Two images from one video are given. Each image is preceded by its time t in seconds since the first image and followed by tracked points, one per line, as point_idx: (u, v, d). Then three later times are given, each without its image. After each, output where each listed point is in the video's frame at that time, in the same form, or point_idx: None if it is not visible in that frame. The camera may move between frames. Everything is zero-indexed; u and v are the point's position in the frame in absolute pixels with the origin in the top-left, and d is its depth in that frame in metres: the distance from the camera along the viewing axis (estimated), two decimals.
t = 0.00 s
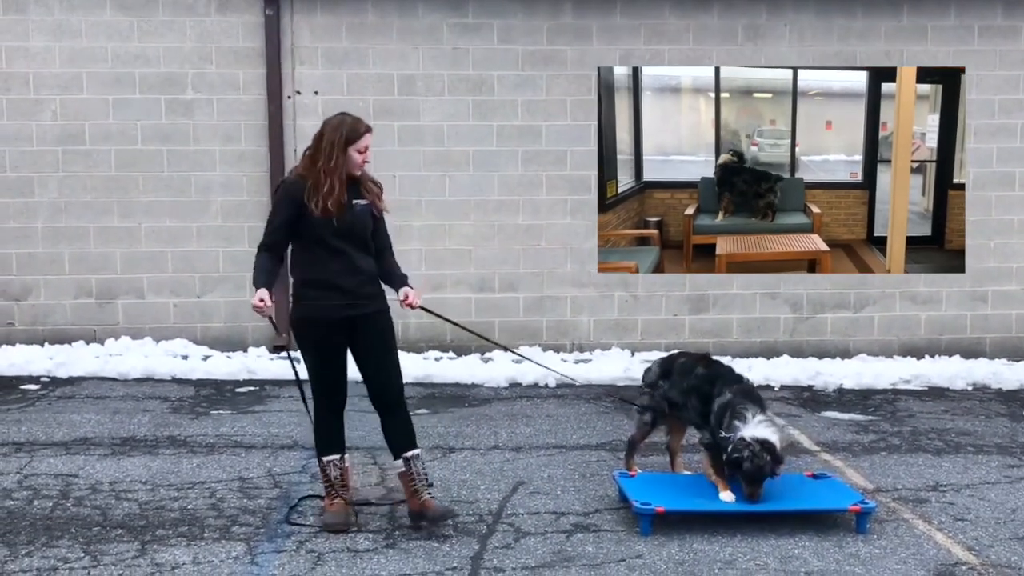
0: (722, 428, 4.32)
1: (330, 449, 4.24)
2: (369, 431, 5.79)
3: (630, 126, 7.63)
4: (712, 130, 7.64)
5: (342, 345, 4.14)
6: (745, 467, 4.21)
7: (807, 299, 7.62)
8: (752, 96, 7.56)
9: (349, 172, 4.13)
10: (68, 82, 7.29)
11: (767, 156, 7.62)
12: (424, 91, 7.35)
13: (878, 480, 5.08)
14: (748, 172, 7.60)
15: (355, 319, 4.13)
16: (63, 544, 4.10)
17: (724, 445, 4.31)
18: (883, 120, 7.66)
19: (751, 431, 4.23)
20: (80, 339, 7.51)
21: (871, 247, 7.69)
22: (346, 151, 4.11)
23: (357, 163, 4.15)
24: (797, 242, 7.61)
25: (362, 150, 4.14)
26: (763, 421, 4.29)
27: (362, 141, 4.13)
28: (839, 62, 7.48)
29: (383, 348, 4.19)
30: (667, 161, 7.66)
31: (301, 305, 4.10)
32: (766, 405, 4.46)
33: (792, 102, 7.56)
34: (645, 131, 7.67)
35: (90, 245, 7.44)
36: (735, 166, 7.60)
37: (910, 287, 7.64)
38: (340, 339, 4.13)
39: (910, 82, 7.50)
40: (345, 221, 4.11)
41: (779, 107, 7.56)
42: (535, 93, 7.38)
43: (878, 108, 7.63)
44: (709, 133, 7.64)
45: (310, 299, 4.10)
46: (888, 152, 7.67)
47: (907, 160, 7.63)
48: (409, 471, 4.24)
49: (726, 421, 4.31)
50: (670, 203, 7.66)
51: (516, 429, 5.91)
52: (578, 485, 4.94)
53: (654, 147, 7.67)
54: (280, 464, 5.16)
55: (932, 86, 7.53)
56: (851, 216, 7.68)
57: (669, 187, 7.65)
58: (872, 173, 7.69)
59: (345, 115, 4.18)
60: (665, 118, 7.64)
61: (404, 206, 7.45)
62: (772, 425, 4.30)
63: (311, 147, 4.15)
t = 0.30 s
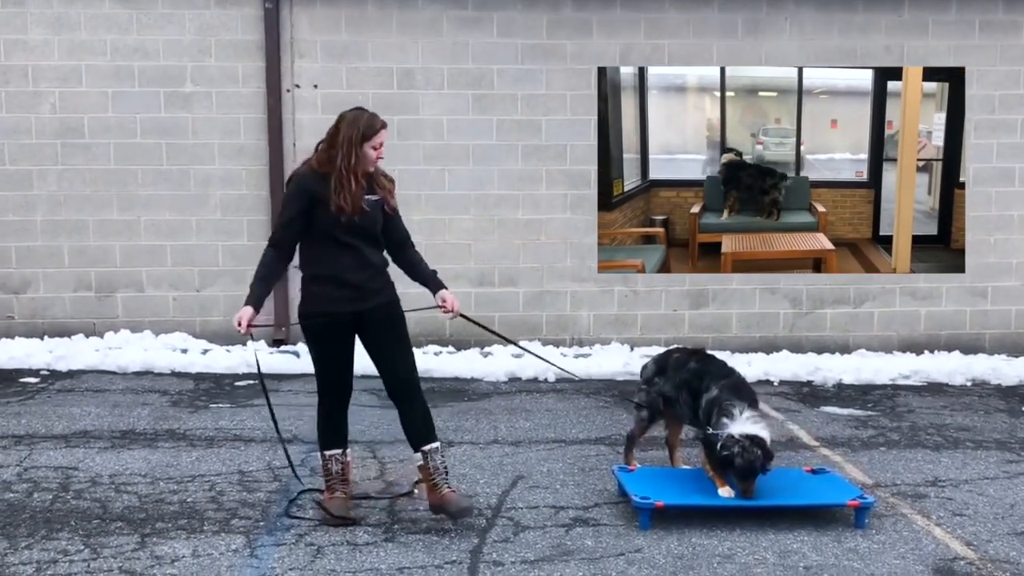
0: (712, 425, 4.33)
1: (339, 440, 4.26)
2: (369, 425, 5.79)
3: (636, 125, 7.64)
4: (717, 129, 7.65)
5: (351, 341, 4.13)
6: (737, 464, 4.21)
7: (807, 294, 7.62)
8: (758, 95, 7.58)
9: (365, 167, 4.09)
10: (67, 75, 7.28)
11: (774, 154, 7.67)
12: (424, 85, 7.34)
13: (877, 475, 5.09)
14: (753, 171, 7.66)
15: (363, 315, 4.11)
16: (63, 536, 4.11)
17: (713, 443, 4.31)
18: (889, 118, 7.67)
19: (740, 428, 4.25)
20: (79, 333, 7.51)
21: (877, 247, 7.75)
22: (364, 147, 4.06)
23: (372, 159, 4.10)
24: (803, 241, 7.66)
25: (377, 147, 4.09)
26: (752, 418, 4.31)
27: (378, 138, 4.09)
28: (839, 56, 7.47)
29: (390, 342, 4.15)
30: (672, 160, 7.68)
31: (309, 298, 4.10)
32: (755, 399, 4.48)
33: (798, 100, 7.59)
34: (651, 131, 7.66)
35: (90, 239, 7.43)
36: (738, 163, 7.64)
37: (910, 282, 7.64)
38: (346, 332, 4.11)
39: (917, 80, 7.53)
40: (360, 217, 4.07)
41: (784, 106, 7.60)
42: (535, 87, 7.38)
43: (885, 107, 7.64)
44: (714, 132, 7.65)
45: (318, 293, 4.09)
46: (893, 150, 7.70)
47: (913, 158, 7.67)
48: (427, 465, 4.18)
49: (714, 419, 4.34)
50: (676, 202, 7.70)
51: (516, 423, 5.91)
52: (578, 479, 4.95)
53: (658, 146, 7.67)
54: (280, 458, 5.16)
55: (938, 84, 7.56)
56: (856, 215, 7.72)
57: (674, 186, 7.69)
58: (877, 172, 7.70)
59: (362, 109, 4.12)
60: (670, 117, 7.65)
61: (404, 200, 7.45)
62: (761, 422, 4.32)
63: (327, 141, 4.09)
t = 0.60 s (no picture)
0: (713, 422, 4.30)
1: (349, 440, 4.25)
2: (366, 420, 5.79)
3: (643, 124, 7.68)
4: (724, 127, 7.72)
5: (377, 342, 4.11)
6: (747, 462, 4.19)
7: (803, 290, 7.63)
8: (765, 95, 7.63)
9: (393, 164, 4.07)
10: (64, 69, 7.27)
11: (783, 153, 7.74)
12: (421, 80, 7.34)
13: (873, 471, 5.10)
14: (761, 169, 7.70)
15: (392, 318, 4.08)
16: (59, 531, 4.10)
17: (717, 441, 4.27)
18: (897, 117, 7.69)
19: (743, 424, 4.22)
20: (76, 327, 7.50)
21: (884, 246, 7.78)
22: (392, 143, 4.05)
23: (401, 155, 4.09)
24: (810, 241, 7.70)
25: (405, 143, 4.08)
26: (753, 411, 4.29)
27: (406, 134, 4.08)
28: (837, 53, 7.47)
29: (414, 346, 4.12)
30: (679, 159, 7.75)
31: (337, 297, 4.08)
32: (751, 391, 4.47)
33: (804, 100, 7.64)
34: (659, 130, 7.71)
35: (87, 233, 7.43)
36: (743, 163, 7.71)
37: (907, 279, 7.65)
38: (371, 334, 4.09)
39: (924, 80, 7.54)
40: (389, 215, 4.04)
41: (791, 104, 7.65)
42: (533, 83, 7.37)
43: (892, 106, 7.66)
44: (721, 130, 7.71)
45: (346, 293, 4.07)
46: (901, 150, 7.73)
47: (921, 157, 7.67)
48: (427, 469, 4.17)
49: (714, 416, 4.30)
50: (683, 201, 7.76)
51: (513, 419, 5.91)
52: (575, 474, 4.95)
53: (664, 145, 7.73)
54: (277, 453, 5.17)
55: (946, 83, 7.54)
56: (863, 215, 7.76)
57: (682, 184, 7.75)
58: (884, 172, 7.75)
59: (390, 106, 4.11)
60: (677, 115, 7.69)
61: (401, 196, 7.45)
62: (761, 415, 4.31)
63: (356, 140, 4.09)
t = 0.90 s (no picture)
0: (715, 422, 4.29)
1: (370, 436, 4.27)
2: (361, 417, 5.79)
3: (652, 124, 7.90)
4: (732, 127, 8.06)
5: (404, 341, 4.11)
6: (755, 464, 4.20)
7: (799, 289, 7.64)
8: (772, 94, 7.89)
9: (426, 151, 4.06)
10: (60, 66, 7.25)
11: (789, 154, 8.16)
12: (418, 77, 7.33)
13: (868, 470, 5.11)
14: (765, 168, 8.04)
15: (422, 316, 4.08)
16: (55, 527, 4.10)
17: (722, 442, 4.26)
18: (905, 117, 7.76)
19: (746, 425, 4.23)
20: (71, 324, 7.49)
21: (892, 247, 7.83)
22: (421, 130, 4.05)
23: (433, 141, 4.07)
24: (818, 241, 7.83)
25: (434, 128, 4.06)
26: (754, 412, 4.30)
27: (433, 119, 4.06)
28: (834, 52, 7.48)
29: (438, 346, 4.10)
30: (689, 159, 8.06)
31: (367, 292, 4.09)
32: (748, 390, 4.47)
33: (812, 99, 7.91)
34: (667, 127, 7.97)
35: (82, 230, 7.41)
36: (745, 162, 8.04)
37: (902, 278, 7.66)
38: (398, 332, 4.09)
39: (934, 79, 7.55)
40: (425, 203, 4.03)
41: (799, 104, 7.96)
42: (530, 81, 7.37)
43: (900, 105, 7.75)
44: (728, 130, 8.05)
45: (376, 289, 4.07)
46: (910, 150, 7.82)
47: (929, 158, 7.74)
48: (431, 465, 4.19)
49: (715, 415, 4.30)
50: (692, 201, 8.03)
51: (508, 416, 5.91)
52: (571, 472, 4.96)
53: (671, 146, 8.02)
54: (273, 450, 5.16)
55: (955, 83, 7.54)
56: (871, 215, 7.86)
57: (689, 184, 8.04)
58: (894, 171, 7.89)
59: (418, 96, 4.13)
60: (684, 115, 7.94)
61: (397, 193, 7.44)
62: (761, 415, 4.32)
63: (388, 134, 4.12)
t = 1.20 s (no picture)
0: (707, 421, 4.30)
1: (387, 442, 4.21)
2: (355, 417, 5.78)
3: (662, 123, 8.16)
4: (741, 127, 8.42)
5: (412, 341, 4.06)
6: (748, 463, 4.22)
7: (793, 290, 7.65)
8: (779, 93, 8.17)
9: (417, 148, 4.01)
10: (54, 63, 7.23)
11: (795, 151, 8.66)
12: (413, 77, 7.33)
13: (862, 471, 5.12)
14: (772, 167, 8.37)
15: (428, 315, 4.03)
16: (48, 526, 4.09)
17: (715, 441, 4.27)
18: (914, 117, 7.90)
19: (739, 426, 4.23)
20: (65, 322, 7.47)
21: (901, 247, 7.95)
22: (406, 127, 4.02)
23: (422, 135, 4.01)
24: (828, 241, 7.98)
25: (419, 121, 4.00)
26: (748, 412, 4.29)
27: (416, 112, 4.01)
28: (829, 53, 7.49)
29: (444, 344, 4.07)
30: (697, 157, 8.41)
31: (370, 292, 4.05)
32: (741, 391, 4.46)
33: (818, 99, 8.24)
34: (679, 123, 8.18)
35: (76, 228, 7.39)
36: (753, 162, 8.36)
37: (895, 279, 7.67)
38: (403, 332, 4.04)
39: (943, 79, 7.58)
40: (425, 202, 3.98)
41: (805, 104, 8.33)
42: (525, 81, 7.37)
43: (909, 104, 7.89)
44: (736, 130, 8.40)
45: (380, 289, 4.03)
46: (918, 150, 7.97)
47: (939, 158, 7.76)
48: (428, 465, 4.18)
49: (708, 414, 4.30)
50: (700, 199, 8.41)
51: (503, 416, 5.91)
52: (565, 472, 4.96)
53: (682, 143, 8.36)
54: (267, 449, 5.16)
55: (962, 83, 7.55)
56: (879, 215, 8.09)
57: (698, 183, 8.42)
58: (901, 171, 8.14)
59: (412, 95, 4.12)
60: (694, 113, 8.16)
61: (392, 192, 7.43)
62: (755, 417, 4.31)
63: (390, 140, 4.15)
